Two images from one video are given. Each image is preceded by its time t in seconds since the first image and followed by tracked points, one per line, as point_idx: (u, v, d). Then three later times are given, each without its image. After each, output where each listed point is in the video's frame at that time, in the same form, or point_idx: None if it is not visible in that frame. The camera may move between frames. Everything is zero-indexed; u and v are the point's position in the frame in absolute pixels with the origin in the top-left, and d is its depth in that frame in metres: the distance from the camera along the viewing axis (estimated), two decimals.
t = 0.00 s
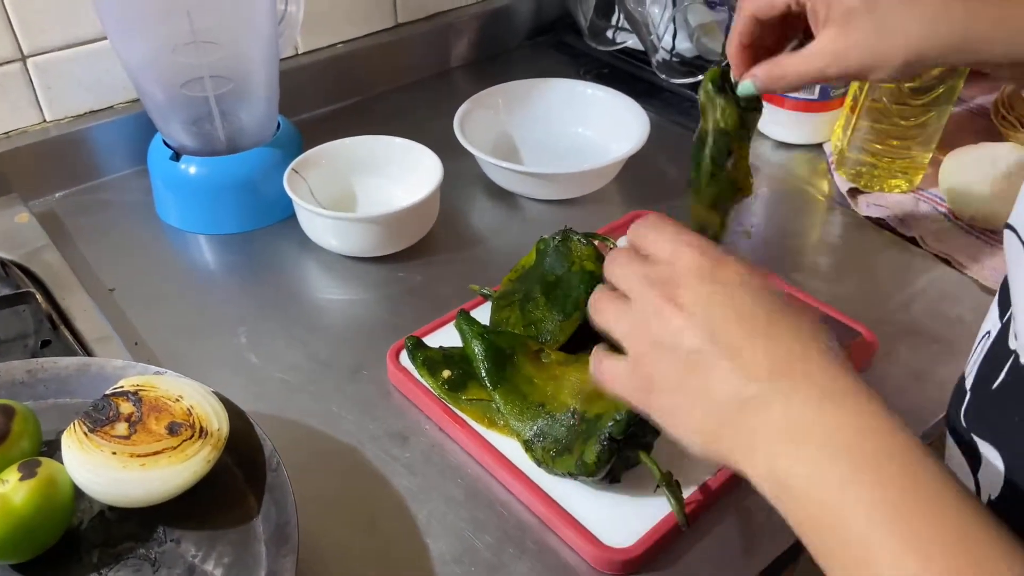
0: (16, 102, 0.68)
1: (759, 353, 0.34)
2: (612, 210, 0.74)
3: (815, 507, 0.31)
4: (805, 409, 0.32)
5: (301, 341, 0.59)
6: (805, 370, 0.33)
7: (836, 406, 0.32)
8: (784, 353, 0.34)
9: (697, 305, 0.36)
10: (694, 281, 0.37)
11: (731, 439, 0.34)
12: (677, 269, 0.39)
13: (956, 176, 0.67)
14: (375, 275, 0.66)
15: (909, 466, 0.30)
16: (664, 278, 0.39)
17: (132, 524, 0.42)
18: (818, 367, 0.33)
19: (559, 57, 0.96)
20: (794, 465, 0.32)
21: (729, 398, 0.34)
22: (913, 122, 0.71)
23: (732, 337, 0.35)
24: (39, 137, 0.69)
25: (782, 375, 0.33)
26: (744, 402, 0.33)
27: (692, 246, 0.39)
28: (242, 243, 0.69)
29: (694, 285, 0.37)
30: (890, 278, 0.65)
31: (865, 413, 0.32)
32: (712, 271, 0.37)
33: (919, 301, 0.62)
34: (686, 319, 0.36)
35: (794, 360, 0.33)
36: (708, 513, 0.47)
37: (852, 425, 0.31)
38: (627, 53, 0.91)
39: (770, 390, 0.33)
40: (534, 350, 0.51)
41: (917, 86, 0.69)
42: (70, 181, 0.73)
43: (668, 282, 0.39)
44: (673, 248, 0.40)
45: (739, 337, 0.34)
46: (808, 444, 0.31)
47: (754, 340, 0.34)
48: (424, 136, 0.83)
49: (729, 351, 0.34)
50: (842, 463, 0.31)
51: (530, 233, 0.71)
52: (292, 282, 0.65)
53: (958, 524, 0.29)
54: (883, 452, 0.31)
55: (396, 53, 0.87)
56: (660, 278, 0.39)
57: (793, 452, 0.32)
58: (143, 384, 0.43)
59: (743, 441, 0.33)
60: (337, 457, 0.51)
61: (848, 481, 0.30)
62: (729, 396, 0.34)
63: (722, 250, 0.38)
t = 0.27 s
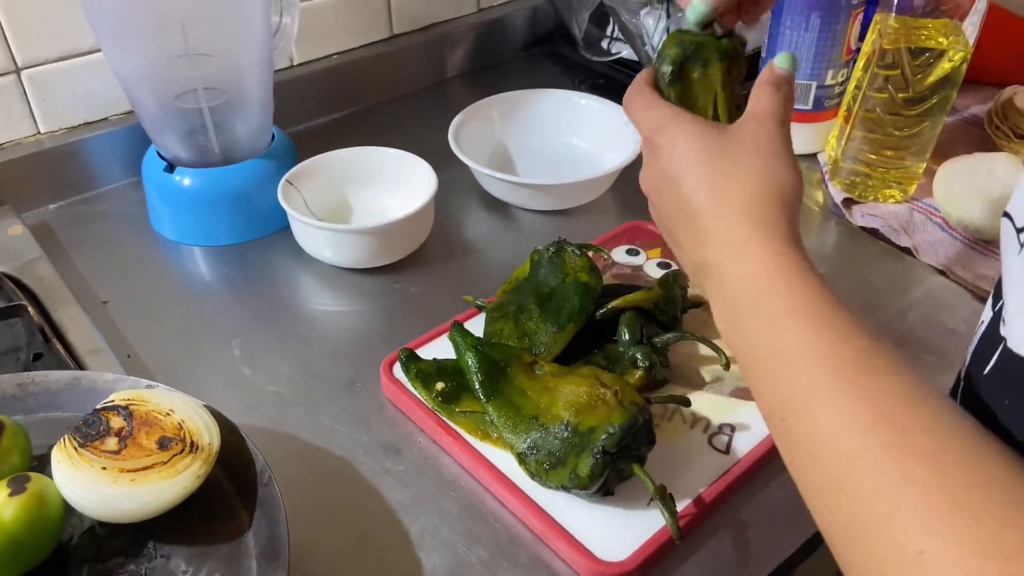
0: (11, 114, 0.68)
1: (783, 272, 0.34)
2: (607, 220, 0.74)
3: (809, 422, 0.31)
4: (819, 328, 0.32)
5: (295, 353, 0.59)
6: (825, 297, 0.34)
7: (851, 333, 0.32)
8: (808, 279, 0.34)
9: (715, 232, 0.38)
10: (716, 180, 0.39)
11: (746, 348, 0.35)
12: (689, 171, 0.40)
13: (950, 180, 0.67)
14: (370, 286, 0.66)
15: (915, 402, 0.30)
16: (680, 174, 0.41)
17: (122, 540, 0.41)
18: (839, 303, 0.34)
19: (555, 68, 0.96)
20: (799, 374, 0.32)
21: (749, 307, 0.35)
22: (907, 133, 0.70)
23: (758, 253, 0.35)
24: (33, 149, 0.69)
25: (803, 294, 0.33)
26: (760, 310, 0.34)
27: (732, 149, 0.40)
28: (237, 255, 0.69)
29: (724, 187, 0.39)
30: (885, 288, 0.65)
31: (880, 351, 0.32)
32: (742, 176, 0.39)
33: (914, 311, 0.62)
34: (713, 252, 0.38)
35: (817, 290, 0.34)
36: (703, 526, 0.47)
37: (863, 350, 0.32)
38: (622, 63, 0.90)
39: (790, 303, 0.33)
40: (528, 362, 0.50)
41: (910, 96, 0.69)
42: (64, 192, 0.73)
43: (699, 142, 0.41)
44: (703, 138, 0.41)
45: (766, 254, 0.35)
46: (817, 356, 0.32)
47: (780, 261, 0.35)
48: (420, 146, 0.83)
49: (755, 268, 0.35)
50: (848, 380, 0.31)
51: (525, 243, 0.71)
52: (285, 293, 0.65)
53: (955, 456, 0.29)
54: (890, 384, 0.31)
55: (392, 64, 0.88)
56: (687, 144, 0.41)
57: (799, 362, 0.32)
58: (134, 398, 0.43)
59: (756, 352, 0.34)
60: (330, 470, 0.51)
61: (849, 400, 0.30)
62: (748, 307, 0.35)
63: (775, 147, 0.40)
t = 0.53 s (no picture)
0: (7, 133, 0.68)
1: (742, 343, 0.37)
2: (599, 237, 0.74)
3: (783, 477, 0.34)
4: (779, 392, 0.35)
5: (288, 372, 0.60)
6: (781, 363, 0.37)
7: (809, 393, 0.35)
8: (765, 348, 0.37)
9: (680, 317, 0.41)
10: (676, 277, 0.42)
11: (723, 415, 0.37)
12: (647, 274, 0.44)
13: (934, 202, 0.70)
14: (363, 305, 0.67)
15: (873, 450, 0.33)
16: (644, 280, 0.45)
17: (115, 561, 0.42)
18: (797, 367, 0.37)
19: (548, 85, 0.97)
20: (766, 437, 0.35)
21: (719, 376, 0.38)
22: (893, 151, 0.72)
23: (718, 330, 0.39)
24: (29, 169, 0.70)
25: (762, 363, 0.37)
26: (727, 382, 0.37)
27: (681, 250, 0.44)
28: (231, 273, 0.69)
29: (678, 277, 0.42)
30: (872, 305, 0.65)
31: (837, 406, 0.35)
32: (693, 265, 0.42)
33: (901, 328, 0.63)
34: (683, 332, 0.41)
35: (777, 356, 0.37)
36: (691, 544, 0.48)
37: (822, 407, 0.35)
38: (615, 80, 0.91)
39: (752, 371, 0.36)
40: (519, 381, 0.51)
41: (896, 115, 0.70)
42: (60, 211, 0.73)
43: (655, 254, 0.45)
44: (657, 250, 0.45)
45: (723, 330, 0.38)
46: (782, 419, 0.35)
47: (746, 337, 0.38)
48: (413, 164, 0.84)
49: (718, 341, 0.38)
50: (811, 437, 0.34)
51: (517, 261, 0.72)
52: (279, 312, 0.65)
53: (913, 497, 0.31)
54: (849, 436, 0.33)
55: (387, 82, 0.88)
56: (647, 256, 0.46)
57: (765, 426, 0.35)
58: (127, 420, 0.44)
59: (729, 420, 0.37)
60: (322, 489, 0.51)
61: (813, 454, 0.33)
62: (717, 379, 0.38)
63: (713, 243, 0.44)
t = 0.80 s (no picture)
0: (7, 148, 0.69)
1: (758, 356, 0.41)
2: (593, 249, 0.75)
3: (797, 473, 0.36)
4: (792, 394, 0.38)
5: (285, 384, 0.60)
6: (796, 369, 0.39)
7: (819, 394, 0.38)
8: (779, 357, 0.40)
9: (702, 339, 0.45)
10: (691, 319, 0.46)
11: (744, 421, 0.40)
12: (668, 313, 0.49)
13: (923, 210, 0.70)
14: (360, 317, 0.67)
15: (883, 437, 0.35)
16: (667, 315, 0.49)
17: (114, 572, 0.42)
18: (813, 369, 0.39)
19: (543, 98, 0.98)
20: (781, 438, 0.37)
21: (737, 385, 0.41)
22: (882, 163, 0.73)
23: (736, 346, 0.42)
24: (29, 183, 0.71)
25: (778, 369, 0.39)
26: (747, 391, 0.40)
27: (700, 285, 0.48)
28: (229, 286, 0.70)
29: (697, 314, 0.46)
30: (863, 317, 0.66)
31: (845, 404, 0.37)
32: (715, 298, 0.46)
33: (891, 338, 0.64)
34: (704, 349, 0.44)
35: (792, 360, 0.40)
36: (684, 553, 0.48)
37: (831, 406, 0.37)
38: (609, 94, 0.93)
39: (766, 378, 0.39)
40: (513, 392, 0.52)
41: (883, 128, 0.72)
42: (59, 225, 0.74)
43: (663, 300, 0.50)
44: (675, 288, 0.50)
45: (742, 346, 0.42)
46: (795, 419, 0.37)
47: (765, 344, 0.41)
48: (410, 177, 0.85)
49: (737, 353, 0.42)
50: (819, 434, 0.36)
51: (513, 273, 0.73)
52: (276, 324, 0.66)
53: (919, 483, 0.33)
54: (858, 433, 0.36)
55: (383, 96, 0.89)
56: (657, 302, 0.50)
57: (779, 426, 0.38)
58: (127, 432, 0.44)
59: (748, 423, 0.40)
60: (319, 500, 0.52)
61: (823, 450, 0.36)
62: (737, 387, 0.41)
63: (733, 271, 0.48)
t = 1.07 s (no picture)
0: (4, 155, 0.69)
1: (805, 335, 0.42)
2: (587, 255, 0.76)
3: (853, 444, 0.37)
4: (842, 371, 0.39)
5: (280, 389, 0.61)
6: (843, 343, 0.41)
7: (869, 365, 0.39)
8: (823, 334, 0.41)
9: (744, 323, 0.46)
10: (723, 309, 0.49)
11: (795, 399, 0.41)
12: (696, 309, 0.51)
13: (914, 216, 0.71)
14: (355, 322, 0.68)
15: (921, 389, 0.37)
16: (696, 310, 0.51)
17: None
18: (857, 342, 0.41)
19: (538, 105, 0.99)
20: (835, 414, 0.38)
21: (785, 367, 0.42)
22: (873, 170, 0.74)
23: (778, 328, 0.43)
24: (25, 190, 0.71)
25: (824, 347, 0.41)
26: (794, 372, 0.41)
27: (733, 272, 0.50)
28: (224, 292, 0.70)
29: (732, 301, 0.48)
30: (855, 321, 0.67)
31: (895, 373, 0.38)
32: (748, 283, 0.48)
33: (883, 343, 0.64)
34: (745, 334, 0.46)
35: (836, 336, 0.41)
36: (678, 556, 0.49)
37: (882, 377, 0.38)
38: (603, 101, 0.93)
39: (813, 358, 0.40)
40: (508, 397, 0.52)
41: (874, 135, 0.73)
42: (55, 232, 0.74)
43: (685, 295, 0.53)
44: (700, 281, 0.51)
45: (785, 326, 0.43)
46: (847, 395, 0.38)
47: (798, 317, 0.43)
48: (405, 183, 0.85)
49: (780, 335, 0.43)
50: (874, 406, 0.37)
51: (508, 278, 0.73)
52: (272, 330, 0.66)
53: (968, 434, 0.34)
54: (910, 399, 0.37)
55: (379, 103, 0.90)
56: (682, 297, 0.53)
57: (833, 403, 0.39)
58: (122, 437, 0.44)
59: (800, 404, 0.41)
60: (314, 505, 0.52)
61: (879, 421, 0.37)
62: (786, 369, 0.42)
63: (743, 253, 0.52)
